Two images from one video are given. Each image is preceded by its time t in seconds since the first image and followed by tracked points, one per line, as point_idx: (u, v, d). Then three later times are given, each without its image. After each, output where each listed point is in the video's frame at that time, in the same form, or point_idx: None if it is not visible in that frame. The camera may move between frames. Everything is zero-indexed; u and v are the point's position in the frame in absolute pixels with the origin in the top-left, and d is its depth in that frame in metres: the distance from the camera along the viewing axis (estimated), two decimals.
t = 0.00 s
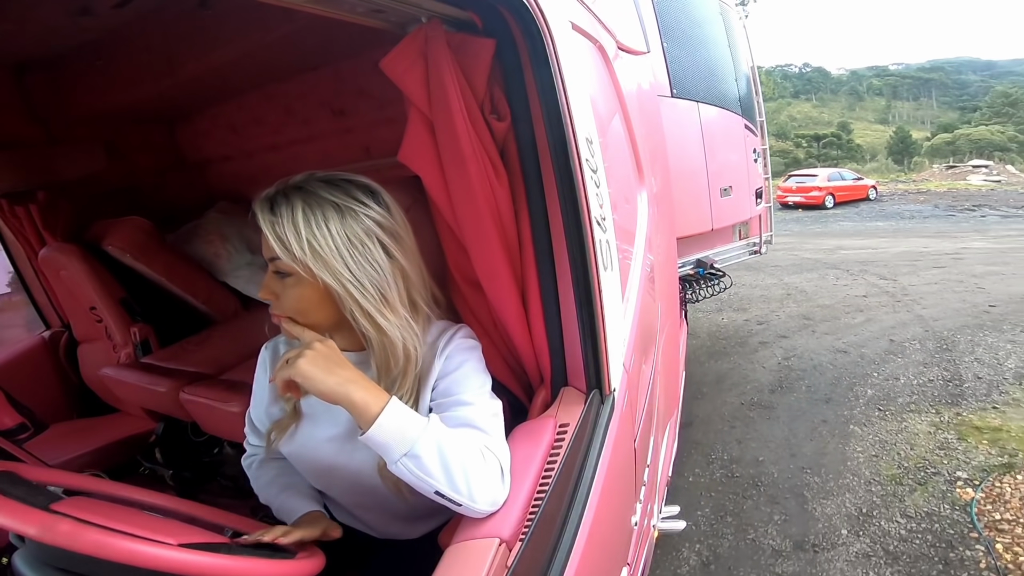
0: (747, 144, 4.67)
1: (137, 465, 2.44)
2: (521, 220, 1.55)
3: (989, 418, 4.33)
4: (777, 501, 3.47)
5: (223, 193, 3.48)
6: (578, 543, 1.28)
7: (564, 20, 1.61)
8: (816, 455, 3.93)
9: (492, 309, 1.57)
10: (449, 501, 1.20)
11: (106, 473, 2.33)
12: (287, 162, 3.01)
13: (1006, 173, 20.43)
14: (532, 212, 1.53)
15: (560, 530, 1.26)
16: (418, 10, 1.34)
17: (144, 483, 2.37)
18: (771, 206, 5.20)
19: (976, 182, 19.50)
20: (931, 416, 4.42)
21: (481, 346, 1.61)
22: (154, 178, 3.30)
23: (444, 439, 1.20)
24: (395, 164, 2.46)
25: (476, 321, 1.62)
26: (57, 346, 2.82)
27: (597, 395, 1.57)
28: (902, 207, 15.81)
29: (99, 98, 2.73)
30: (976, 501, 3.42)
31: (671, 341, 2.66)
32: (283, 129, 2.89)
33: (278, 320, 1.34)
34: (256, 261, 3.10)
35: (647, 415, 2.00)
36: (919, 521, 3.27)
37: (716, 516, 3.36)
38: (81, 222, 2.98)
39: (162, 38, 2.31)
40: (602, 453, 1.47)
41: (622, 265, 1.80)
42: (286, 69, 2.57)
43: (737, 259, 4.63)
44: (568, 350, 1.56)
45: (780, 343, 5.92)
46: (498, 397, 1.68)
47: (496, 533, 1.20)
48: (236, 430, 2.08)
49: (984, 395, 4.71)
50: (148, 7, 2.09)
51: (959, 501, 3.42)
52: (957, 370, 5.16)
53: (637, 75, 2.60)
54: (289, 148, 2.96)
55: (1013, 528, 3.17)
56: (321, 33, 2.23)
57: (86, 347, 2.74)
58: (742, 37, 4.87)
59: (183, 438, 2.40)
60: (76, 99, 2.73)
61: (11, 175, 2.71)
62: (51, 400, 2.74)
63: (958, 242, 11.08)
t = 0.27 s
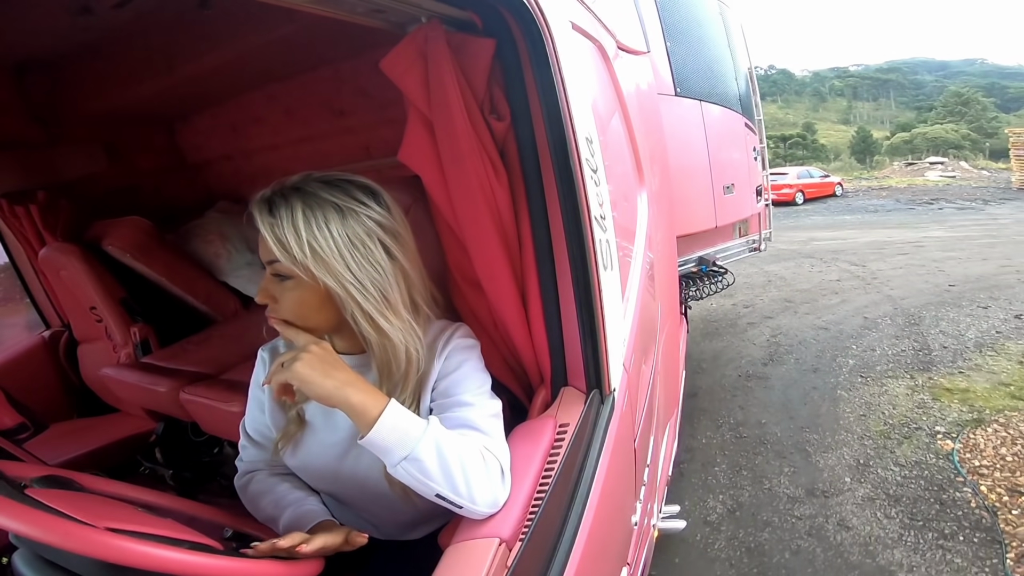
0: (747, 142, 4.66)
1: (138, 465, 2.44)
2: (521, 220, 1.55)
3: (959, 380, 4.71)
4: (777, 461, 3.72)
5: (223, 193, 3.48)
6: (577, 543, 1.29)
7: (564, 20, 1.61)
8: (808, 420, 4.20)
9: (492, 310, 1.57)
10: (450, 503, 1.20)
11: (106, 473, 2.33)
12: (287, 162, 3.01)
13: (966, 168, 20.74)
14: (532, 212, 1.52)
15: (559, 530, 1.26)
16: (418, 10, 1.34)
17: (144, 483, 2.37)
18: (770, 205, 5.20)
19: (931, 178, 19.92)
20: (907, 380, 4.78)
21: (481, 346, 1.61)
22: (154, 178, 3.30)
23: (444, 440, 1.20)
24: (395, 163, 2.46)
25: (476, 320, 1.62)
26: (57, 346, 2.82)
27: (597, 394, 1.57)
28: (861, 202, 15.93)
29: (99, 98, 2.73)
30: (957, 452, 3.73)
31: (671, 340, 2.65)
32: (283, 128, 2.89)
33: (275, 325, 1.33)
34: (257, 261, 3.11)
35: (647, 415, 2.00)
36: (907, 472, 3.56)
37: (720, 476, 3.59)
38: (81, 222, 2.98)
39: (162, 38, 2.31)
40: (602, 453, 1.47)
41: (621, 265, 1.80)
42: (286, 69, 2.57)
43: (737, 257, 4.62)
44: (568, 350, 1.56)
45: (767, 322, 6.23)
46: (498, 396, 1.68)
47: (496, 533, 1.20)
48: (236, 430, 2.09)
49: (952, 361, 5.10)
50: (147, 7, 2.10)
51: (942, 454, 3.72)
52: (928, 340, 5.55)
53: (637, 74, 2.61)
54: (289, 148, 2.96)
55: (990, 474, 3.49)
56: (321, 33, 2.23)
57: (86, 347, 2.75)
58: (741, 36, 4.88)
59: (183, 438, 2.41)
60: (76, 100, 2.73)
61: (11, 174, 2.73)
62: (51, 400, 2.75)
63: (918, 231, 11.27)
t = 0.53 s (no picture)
0: (746, 141, 4.67)
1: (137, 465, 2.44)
2: (521, 220, 1.54)
3: (932, 353, 5.10)
4: (773, 436, 3.97)
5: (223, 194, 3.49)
6: (577, 544, 1.29)
7: (564, 20, 1.61)
8: (798, 397, 4.49)
9: (492, 310, 1.57)
10: (453, 504, 1.20)
11: (106, 473, 2.33)
12: (286, 163, 3.01)
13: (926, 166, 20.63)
14: (532, 213, 1.52)
15: (559, 531, 1.26)
16: (417, 11, 1.34)
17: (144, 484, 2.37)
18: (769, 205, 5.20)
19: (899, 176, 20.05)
20: (886, 356, 5.16)
21: (482, 346, 1.61)
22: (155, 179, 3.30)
23: (446, 438, 1.20)
24: (394, 163, 2.46)
25: (476, 320, 1.62)
26: (57, 346, 2.82)
27: (597, 394, 1.57)
28: (835, 199, 16.06)
29: (99, 99, 2.73)
30: (938, 417, 4.07)
31: (671, 339, 2.66)
32: (283, 129, 2.90)
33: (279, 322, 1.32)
34: (257, 262, 3.11)
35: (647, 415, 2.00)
36: (894, 436, 3.88)
37: (724, 449, 3.84)
38: (80, 222, 2.98)
39: (162, 37, 2.30)
40: (602, 453, 1.47)
41: (621, 265, 1.80)
42: (286, 69, 2.57)
43: (737, 256, 4.62)
44: (568, 350, 1.56)
45: (756, 310, 6.68)
46: (499, 396, 1.68)
47: (496, 533, 1.20)
48: (236, 430, 2.09)
49: (927, 338, 5.49)
50: (147, 6, 2.09)
51: (925, 420, 4.05)
52: (903, 320, 5.95)
53: (637, 75, 2.61)
54: (289, 148, 2.97)
55: (969, 436, 3.82)
56: (321, 33, 2.24)
57: (85, 347, 2.75)
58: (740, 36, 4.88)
59: (183, 439, 2.41)
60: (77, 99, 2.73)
61: (12, 175, 2.73)
62: (51, 401, 2.75)
63: (899, 226, 11.39)
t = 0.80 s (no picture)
0: (746, 141, 4.67)
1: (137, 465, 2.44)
2: (521, 220, 1.54)
3: (905, 334, 5.45)
4: (767, 414, 4.16)
5: (222, 194, 3.49)
6: (577, 544, 1.29)
7: (564, 20, 1.61)
8: (785, 378, 4.71)
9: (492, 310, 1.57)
10: (454, 505, 1.21)
11: (106, 474, 2.33)
12: (286, 162, 3.01)
13: (892, 166, 20.84)
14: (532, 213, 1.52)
15: (559, 532, 1.26)
16: (417, 11, 1.34)
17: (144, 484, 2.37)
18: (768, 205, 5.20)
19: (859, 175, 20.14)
20: (864, 336, 5.51)
21: (482, 346, 1.62)
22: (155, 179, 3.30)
23: (447, 438, 1.20)
24: (394, 164, 2.47)
25: (475, 320, 1.62)
26: (57, 346, 2.82)
27: (597, 394, 1.57)
28: (819, 198, 16.10)
29: (99, 99, 2.73)
30: (915, 389, 4.35)
31: (671, 339, 2.66)
32: (283, 129, 2.90)
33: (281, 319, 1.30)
34: (257, 262, 3.11)
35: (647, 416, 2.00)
36: (880, 406, 4.15)
37: (725, 427, 4.02)
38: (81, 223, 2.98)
39: (162, 37, 2.30)
40: (602, 453, 1.47)
41: (621, 266, 1.80)
42: (287, 69, 2.57)
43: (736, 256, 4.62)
44: (568, 350, 1.56)
45: (739, 298, 7.01)
46: (499, 397, 1.68)
47: (496, 533, 1.20)
48: (236, 430, 2.09)
49: (899, 321, 5.83)
50: (147, 6, 2.10)
51: (902, 391, 4.33)
52: (876, 305, 6.29)
53: (636, 75, 2.61)
54: (289, 148, 2.97)
55: (945, 404, 4.11)
56: (321, 33, 2.24)
57: (85, 347, 2.75)
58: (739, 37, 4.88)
59: (183, 439, 2.41)
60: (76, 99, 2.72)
61: (12, 176, 2.74)
62: (51, 401, 2.75)
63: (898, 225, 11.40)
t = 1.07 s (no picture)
0: (746, 141, 4.66)
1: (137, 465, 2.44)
2: (521, 220, 1.54)
3: (872, 315, 6.22)
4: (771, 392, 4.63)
5: (223, 194, 3.49)
6: (577, 545, 1.29)
7: (564, 20, 1.61)
8: (782, 359, 5.23)
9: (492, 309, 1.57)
10: (453, 505, 1.20)
11: (106, 474, 2.33)
12: (286, 162, 3.02)
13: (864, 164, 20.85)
14: (533, 213, 1.51)
15: (559, 532, 1.26)
16: (418, 11, 1.34)
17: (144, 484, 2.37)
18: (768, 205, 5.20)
19: (813, 174, 20.02)
20: (839, 318, 6.19)
21: (482, 346, 1.61)
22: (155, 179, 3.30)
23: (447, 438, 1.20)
24: (394, 164, 2.47)
25: (475, 320, 1.62)
26: (57, 346, 2.82)
27: (597, 394, 1.57)
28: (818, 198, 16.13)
29: (100, 99, 2.73)
30: (886, 361, 5.05)
31: (671, 339, 2.66)
32: (283, 129, 2.91)
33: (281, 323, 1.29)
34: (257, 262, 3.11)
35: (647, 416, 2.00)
36: (860, 377, 4.80)
37: (728, 399, 4.57)
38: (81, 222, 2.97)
39: (160, 35, 2.30)
40: (602, 453, 1.47)
41: (621, 266, 1.80)
42: (286, 70, 2.57)
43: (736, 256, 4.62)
44: (568, 350, 1.56)
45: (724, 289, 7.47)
46: (499, 396, 1.67)
47: (495, 533, 1.19)
48: (236, 430, 2.09)
49: (869, 304, 6.58)
50: (147, 5, 2.10)
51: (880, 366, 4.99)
52: (848, 289, 7.04)
53: (636, 75, 2.61)
54: (289, 148, 2.97)
55: (915, 373, 4.78)
56: (321, 33, 2.24)
57: (85, 347, 2.75)
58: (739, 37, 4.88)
59: (183, 439, 2.41)
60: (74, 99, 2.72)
61: (12, 176, 2.72)
62: (51, 401, 2.75)
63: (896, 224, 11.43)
